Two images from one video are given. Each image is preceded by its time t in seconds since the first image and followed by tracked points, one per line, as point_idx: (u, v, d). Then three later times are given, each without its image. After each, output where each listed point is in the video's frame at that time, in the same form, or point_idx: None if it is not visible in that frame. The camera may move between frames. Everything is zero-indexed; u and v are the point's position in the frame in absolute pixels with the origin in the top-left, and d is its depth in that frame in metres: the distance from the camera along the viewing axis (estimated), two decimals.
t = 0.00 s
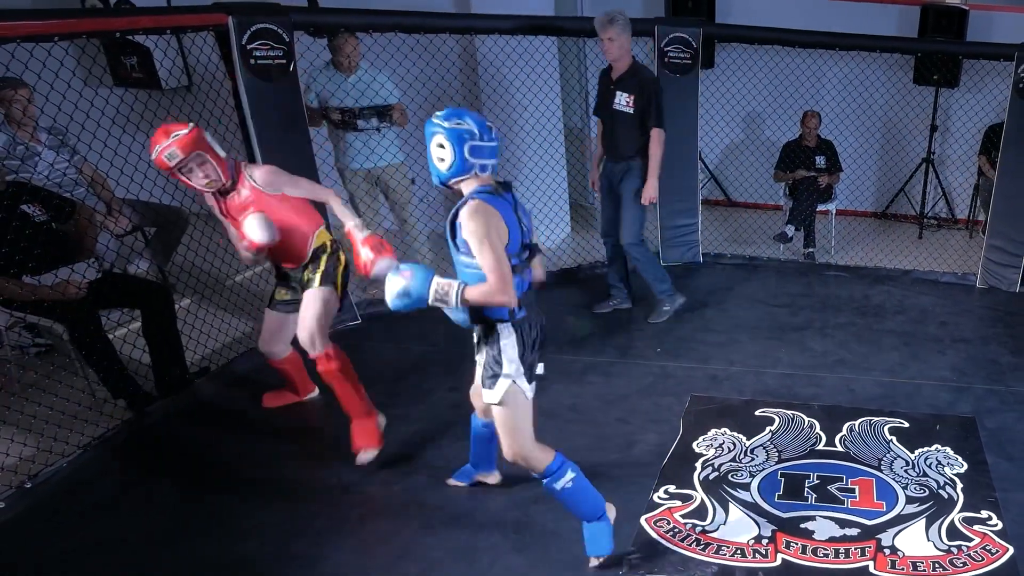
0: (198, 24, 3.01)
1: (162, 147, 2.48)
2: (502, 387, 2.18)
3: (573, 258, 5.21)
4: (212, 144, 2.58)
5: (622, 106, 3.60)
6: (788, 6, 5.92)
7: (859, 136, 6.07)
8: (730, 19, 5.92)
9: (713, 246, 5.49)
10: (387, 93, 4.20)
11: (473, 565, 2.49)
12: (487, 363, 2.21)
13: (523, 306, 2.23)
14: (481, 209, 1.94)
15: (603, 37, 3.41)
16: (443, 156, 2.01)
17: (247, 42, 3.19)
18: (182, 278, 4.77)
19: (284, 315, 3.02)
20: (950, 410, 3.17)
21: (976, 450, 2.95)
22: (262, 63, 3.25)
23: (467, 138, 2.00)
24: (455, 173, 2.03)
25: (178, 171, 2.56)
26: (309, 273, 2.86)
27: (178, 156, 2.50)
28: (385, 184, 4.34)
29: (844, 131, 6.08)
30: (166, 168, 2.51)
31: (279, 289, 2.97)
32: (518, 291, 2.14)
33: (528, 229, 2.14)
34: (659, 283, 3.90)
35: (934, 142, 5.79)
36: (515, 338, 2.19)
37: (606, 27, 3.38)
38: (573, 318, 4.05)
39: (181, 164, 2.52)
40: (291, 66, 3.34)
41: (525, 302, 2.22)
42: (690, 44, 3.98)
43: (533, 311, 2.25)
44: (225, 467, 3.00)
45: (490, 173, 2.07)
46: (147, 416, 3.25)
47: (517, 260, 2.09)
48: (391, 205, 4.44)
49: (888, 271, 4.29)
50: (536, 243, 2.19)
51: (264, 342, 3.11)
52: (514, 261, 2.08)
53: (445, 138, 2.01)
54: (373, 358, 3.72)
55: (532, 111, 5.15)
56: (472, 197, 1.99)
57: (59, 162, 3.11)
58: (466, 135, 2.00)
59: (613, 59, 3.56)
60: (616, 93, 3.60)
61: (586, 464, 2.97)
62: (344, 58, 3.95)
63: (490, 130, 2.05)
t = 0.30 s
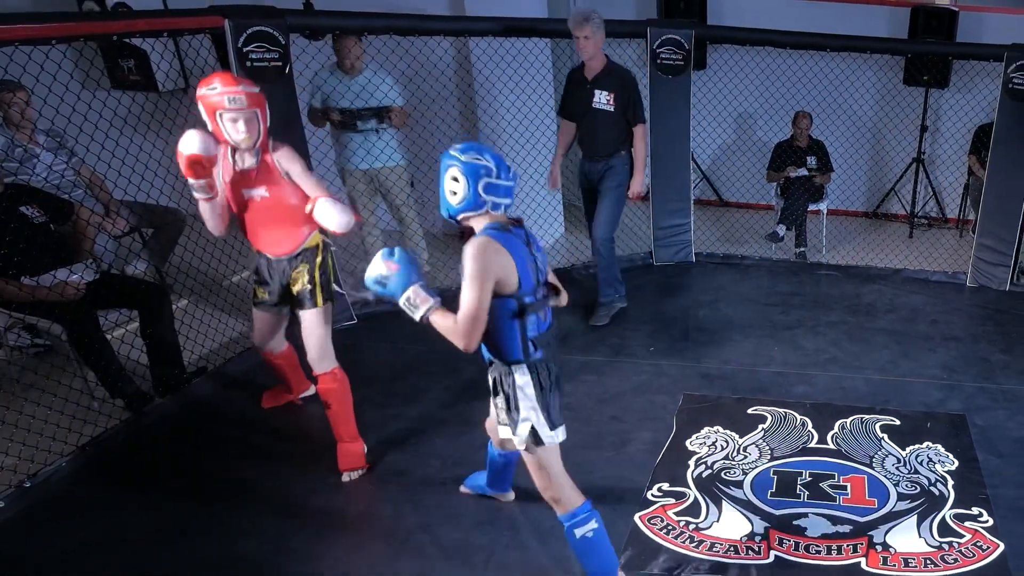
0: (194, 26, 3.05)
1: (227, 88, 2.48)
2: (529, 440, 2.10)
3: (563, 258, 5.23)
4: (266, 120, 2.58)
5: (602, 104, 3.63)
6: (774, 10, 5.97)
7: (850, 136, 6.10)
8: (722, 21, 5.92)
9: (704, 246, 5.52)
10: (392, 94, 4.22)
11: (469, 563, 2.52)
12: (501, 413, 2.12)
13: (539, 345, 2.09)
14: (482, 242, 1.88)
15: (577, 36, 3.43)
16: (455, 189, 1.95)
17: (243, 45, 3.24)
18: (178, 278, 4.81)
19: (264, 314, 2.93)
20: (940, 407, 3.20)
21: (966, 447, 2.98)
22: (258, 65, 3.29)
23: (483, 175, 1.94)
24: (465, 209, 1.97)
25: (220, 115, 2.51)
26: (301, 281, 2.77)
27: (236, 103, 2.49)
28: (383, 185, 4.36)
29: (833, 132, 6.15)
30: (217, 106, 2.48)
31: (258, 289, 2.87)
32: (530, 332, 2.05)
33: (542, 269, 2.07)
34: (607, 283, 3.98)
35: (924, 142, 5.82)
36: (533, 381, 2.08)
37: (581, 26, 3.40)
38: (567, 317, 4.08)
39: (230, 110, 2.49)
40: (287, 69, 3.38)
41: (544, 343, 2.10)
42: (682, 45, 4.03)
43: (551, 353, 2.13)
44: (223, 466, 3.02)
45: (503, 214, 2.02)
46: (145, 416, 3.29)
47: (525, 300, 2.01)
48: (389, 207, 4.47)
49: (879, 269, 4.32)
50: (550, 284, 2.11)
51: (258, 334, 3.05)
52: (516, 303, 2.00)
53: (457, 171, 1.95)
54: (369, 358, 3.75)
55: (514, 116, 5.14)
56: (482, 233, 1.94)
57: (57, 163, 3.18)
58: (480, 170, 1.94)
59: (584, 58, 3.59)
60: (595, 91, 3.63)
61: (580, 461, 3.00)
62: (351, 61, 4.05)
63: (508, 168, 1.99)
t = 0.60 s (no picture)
0: (190, 30, 3.10)
1: (244, 99, 2.55)
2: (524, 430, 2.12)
3: (555, 258, 5.27)
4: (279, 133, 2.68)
5: (581, 109, 3.61)
6: (756, 12, 6.00)
7: (839, 137, 6.14)
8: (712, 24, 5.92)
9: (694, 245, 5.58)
10: (393, 96, 4.26)
11: (462, 559, 2.55)
12: (492, 409, 2.10)
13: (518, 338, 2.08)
14: (441, 235, 1.90)
15: (555, 42, 3.35)
16: (424, 188, 1.97)
17: (238, 48, 3.28)
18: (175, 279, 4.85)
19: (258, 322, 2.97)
20: (928, 404, 3.24)
21: (954, 443, 3.01)
22: (253, 69, 3.34)
23: (451, 172, 1.96)
24: (437, 208, 1.99)
25: (235, 124, 2.58)
26: (300, 289, 2.85)
27: (253, 114, 2.57)
28: (384, 187, 4.38)
29: (822, 133, 6.18)
30: (232, 115, 2.56)
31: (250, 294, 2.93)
32: (502, 326, 2.04)
33: (512, 264, 2.07)
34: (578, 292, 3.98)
35: (911, 142, 5.87)
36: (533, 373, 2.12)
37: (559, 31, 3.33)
38: (560, 316, 4.12)
39: (246, 121, 2.57)
40: (281, 72, 3.42)
41: (521, 336, 2.08)
42: (672, 47, 4.08)
43: (530, 349, 2.12)
44: (220, 466, 3.05)
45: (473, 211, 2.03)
46: (142, 416, 3.32)
47: (493, 293, 2.01)
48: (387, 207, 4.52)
49: (867, 268, 4.36)
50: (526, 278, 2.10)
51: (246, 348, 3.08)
52: (482, 295, 2.01)
53: (426, 171, 1.97)
54: (364, 357, 3.79)
55: (501, 118, 5.21)
56: (446, 229, 1.96)
57: (54, 167, 3.21)
58: (447, 167, 1.96)
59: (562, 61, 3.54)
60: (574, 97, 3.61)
61: (572, 459, 3.04)
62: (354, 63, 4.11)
63: (477, 164, 2.00)
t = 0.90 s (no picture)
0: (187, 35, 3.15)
1: (249, 75, 2.70)
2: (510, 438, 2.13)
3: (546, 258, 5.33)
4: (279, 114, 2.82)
5: (567, 115, 3.64)
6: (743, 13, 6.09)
7: (825, 137, 6.19)
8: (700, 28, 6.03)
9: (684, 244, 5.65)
10: (392, 100, 4.32)
11: (456, 557, 2.59)
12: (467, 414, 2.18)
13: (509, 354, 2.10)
14: (434, 259, 1.93)
15: (542, 46, 3.39)
16: (410, 200, 1.99)
17: (234, 52, 3.33)
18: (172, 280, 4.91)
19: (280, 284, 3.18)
20: (914, 401, 3.28)
21: (940, 439, 3.06)
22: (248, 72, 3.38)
23: (436, 185, 1.96)
24: (424, 218, 2.01)
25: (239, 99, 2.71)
26: (314, 252, 3.05)
27: (256, 89, 2.71)
28: (382, 187, 4.43)
29: (809, 133, 6.23)
30: (237, 90, 2.69)
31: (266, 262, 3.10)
32: (493, 347, 2.06)
33: (507, 283, 2.08)
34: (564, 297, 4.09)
35: (896, 142, 5.92)
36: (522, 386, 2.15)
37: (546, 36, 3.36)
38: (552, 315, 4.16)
39: (249, 95, 2.70)
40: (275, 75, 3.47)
41: (511, 355, 2.10)
42: (660, 49, 4.12)
43: (521, 367, 2.14)
44: (218, 465, 3.10)
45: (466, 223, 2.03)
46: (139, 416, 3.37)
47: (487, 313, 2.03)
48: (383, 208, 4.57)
49: (855, 267, 4.41)
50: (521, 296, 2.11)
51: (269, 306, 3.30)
52: (476, 315, 2.03)
53: (411, 181, 1.99)
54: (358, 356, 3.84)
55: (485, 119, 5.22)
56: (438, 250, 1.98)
57: (51, 170, 3.24)
58: (433, 178, 1.97)
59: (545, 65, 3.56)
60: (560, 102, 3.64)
61: (564, 456, 3.08)
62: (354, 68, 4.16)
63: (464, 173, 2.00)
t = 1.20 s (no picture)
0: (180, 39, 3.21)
1: (298, 74, 2.87)
2: (500, 430, 2.17)
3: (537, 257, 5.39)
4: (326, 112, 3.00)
5: (562, 118, 3.66)
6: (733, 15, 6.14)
7: (812, 137, 6.27)
8: (687, 30, 6.14)
9: (673, 243, 5.73)
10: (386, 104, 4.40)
11: (450, 553, 2.63)
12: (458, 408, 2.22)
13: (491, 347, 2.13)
14: (425, 246, 1.99)
15: (533, 50, 3.38)
16: (413, 192, 2.04)
17: (227, 56, 3.41)
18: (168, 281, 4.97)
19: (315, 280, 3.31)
20: (900, 397, 3.33)
21: (926, 436, 3.10)
22: (242, 75, 3.48)
23: (438, 179, 2.01)
24: (428, 210, 2.05)
25: (287, 97, 2.90)
26: (365, 245, 3.22)
27: (303, 89, 2.88)
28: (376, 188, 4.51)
29: (796, 134, 6.30)
30: (284, 89, 2.88)
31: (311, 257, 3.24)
32: (476, 336, 2.10)
33: (495, 276, 2.12)
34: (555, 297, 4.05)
35: (882, 143, 5.99)
36: (509, 378, 2.18)
37: (538, 40, 3.36)
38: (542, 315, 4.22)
39: (296, 92, 2.88)
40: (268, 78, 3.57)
41: (495, 346, 2.13)
42: (649, 51, 4.17)
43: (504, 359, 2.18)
44: (215, 464, 3.13)
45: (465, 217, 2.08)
46: (136, 415, 3.41)
47: (472, 303, 2.07)
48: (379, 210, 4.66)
49: (841, 265, 4.47)
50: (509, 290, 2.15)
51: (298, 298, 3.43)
52: (460, 305, 2.07)
53: (416, 174, 2.04)
54: (352, 356, 3.89)
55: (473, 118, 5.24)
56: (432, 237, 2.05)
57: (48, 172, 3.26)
58: (436, 172, 2.02)
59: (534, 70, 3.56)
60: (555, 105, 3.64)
61: (555, 453, 3.13)
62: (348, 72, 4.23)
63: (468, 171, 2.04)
